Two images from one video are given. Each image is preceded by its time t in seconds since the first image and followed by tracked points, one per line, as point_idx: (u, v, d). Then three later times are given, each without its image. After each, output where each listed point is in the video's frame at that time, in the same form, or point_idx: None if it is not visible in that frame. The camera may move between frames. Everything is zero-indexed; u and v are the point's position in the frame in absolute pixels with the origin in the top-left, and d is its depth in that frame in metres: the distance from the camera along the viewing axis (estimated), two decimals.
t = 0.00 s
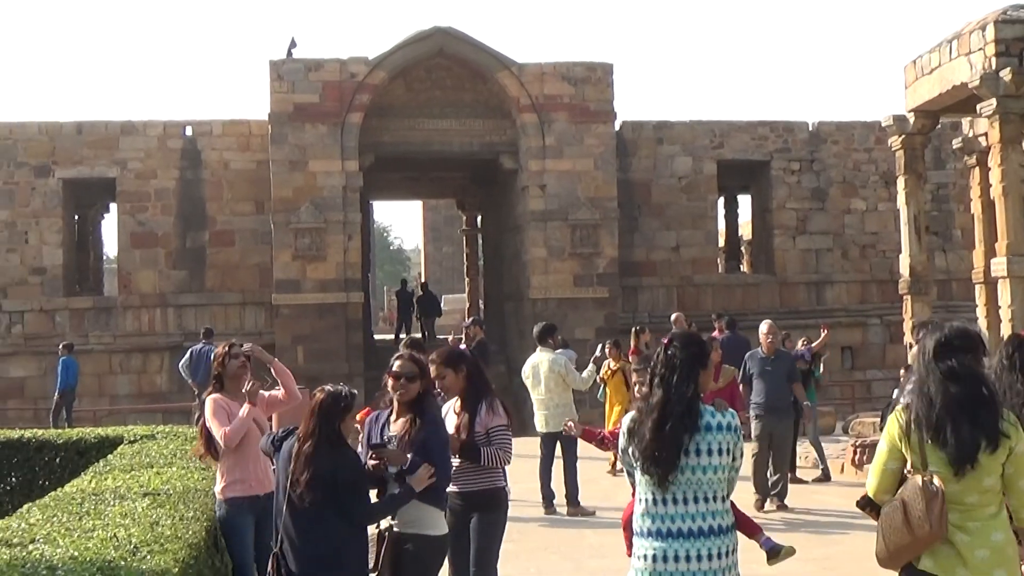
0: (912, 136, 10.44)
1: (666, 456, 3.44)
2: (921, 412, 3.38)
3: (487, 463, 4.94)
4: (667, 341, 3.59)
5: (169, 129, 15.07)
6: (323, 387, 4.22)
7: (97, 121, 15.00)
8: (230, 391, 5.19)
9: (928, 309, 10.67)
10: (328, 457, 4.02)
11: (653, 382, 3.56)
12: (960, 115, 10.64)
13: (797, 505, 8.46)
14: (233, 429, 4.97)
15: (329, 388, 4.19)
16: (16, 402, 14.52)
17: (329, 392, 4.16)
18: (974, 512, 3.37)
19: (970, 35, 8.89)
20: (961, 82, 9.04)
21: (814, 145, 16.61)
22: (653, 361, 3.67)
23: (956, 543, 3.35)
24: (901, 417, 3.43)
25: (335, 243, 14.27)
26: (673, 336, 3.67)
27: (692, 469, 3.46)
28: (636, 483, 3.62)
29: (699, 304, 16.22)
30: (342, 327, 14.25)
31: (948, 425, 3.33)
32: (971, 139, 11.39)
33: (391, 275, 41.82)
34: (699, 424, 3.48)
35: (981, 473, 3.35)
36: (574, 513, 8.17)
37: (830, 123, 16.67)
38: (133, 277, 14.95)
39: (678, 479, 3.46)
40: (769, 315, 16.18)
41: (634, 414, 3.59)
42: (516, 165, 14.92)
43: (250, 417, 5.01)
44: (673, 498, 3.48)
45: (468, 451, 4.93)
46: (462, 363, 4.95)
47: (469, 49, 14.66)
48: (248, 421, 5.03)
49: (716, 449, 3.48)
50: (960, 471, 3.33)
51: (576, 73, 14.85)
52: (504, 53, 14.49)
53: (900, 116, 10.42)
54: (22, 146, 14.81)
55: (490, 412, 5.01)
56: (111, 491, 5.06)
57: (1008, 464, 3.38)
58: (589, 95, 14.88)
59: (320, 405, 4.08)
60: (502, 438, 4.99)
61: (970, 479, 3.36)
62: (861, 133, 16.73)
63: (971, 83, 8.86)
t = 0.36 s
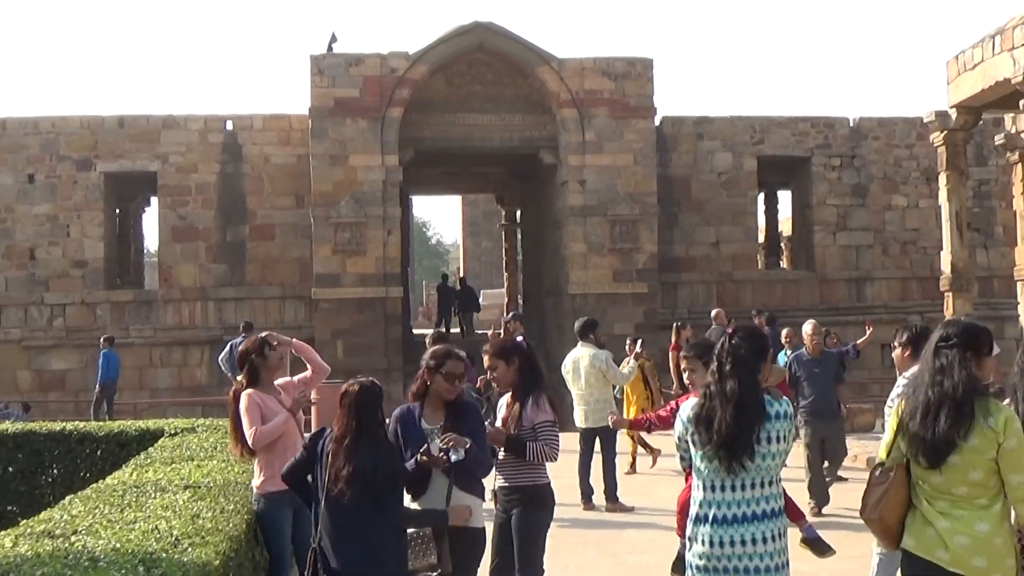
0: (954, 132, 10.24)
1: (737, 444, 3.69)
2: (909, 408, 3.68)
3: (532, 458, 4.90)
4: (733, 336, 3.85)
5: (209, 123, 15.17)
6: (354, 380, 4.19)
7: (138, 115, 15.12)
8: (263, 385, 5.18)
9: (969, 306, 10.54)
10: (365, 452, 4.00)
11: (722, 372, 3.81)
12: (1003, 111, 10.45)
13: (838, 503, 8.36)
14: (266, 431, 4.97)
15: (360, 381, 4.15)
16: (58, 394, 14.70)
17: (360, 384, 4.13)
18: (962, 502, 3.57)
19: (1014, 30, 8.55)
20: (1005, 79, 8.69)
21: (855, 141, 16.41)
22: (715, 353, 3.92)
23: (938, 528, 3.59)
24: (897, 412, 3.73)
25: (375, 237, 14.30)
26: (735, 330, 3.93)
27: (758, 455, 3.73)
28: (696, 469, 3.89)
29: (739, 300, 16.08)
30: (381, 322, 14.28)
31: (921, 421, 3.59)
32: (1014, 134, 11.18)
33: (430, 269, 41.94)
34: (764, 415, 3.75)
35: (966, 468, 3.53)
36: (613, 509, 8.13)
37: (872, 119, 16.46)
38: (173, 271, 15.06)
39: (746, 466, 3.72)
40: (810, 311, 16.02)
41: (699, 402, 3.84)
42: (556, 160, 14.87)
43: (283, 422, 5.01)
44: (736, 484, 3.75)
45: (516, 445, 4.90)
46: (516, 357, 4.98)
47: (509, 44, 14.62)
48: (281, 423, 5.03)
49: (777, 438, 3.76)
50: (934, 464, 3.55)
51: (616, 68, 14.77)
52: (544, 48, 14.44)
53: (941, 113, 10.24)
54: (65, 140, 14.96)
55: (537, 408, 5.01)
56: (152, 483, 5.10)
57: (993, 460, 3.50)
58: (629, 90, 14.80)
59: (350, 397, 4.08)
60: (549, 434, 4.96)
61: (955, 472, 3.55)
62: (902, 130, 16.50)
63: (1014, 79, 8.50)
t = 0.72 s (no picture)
0: (994, 128, 10.11)
1: (762, 443, 3.73)
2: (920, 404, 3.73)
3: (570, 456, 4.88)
4: (765, 334, 3.86)
5: (248, 120, 15.26)
6: (389, 373, 4.19)
7: (177, 112, 15.24)
8: (302, 380, 5.24)
9: (1009, 304, 10.39)
10: (406, 447, 4.00)
11: (752, 369, 3.84)
12: None
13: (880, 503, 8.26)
14: (305, 410, 4.99)
15: (394, 375, 4.14)
16: (97, 388, 14.85)
17: (394, 379, 4.12)
18: (972, 496, 3.59)
19: None
20: None
21: (893, 137, 16.22)
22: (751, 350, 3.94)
23: (949, 523, 3.61)
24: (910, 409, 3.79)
25: (412, 233, 14.33)
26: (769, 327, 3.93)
27: (787, 452, 3.75)
28: (731, 461, 3.94)
29: (777, 297, 15.93)
30: (418, 318, 14.31)
31: (931, 416, 3.63)
32: None
33: (466, 266, 42.00)
34: (792, 412, 3.76)
35: (974, 462, 3.56)
36: (651, 507, 8.09)
37: (911, 115, 16.27)
38: (212, 267, 15.16)
39: (774, 463, 3.75)
40: (848, 308, 15.85)
41: (731, 399, 3.89)
42: (593, 156, 14.81)
43: (321, 398, 5.02)
44: (767, 480, 3.79)
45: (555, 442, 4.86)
46: (559, 353, 4.99)
47: (546, 41, 14.60)
48: (320, 403, 5.05)
49: (807, 434, 3.77)
50: (943, 458, 3.59)
51: (653, 64, 14.69)
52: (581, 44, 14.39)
53: (981, 109, 10.11)
54: (104, 137, 15.10)
55: (577, 405, 4.99)
56: (191, 478, 5.12)
57: (1002, 453, 3.51)
58: (667, 86, 14.72)
59: (384, 391, 4.08)
60: (588, 432, 4.93)
61: (963, 466, 3.58)
62: (941, 125, 16.30)
63: None
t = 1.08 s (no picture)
0: None
1: (766, 434, 4.25)
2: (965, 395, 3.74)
3: (612, 452, 4.84)
4: (774, 332, 4.36)
5: (287, 119, 15.35)
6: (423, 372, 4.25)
7: (217, 112, 15.36)
8: (340, 378, 5.25)
9: None
10: (434, 443, 4.02)
11: (764, 368, 4.35)
12: None
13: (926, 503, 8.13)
14: (344, 402, 4.96)
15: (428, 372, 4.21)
16: (140, 387, 15.02)
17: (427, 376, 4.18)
18: (1019, 490, 3.64)
19: None
20: None
21: (934, 130, 16.00)
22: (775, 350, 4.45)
23: (997, 515, 3.64)
24: (952, 399, 3.79)
25: (452, 231, 14.34)
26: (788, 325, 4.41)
27: (793, 441, 4.23)
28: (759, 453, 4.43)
29: (818, 292, 15.77)
30: (458, 315, 14.32)
31: (983, 410, 3.64)
32: None
33: (505, 263, 42.06)
34: (797, 405, 4.24)
35: None
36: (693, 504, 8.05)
37: (952, 108, 16.04)
38: (253, 265, 15.27)
39: (784, 451, 4.24)
40: (889, 303, 15.67)
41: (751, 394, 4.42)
42: (632, 152, 14.73)
43: (357, 389, 4.99)
44: (781, 468, 4.28)
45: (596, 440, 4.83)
46: (598, 350, 4.98)
47: (584, 36, 14.55)
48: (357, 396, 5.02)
49: (815, 426, 4.22)
50: (996, 453, 3.62)
51: (692, 58, 14.58)
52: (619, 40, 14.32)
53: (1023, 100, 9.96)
54: (145, 137, 15.24)
55: (619, 401, 4.92)
56: (234, 476, 5.15)
57: None
58: (706, 81, 14.61)
59: (417, 387, 4.14)
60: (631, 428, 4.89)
61: (1013, 461, 3.64)
62: (983, 118, 16.07)
63: None
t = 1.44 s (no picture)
0: None
1: (800, 432, 4.21)
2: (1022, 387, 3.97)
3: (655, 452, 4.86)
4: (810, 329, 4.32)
5: (331, 117, 15.43)
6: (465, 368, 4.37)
7: (261, 110, 15.47)
8: (386, 375, 5.24)
9: None
10: (470, 439, 4.16)
11: (796, 366, 4.32)
12: None
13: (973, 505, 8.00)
14: (388, 401, 4.99)
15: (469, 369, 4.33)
16: (185, 383, 15.18)
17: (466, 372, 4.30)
18: None
19: None
20: None
21: (980, 125, 15.74)
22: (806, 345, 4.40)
23: None
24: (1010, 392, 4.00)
25: (495, 228, 14.33)
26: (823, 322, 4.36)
27: (826, 436, 4.19)
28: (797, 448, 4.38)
29: (862, 289, 15.57)
30: (500, 313, 14.32)
31: None
32: None
33: (548, 260, 42.02)
34: (829, 399, 4.19)
35: None
36: (736, 501, 8.02)
37: (999, 103, 15.78)
38: (297, 263, 15.38)
39: (817, 446, 4.21)
40: (935, 300, 15.46)
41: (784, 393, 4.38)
42: (675, 149, 14.64)
43: (401, 388, 5.02)
44: (817, 464, 4.23)
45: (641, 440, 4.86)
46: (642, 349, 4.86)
47: (628, 33, 14.49)
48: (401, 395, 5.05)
49: (850, 420, 4.17)
50: None
51: (736, 55, 14.47)
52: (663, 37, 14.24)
53: None
54: (189, 136, 15.37)
55: (663, 399, 4.93)
56: (280, 472, 5.18)
57: None
58: (749, 77, 14.49)
59: (456, 382, 4.26)
60: (673, 427, 4.91)
61: None
62: None
63: None
